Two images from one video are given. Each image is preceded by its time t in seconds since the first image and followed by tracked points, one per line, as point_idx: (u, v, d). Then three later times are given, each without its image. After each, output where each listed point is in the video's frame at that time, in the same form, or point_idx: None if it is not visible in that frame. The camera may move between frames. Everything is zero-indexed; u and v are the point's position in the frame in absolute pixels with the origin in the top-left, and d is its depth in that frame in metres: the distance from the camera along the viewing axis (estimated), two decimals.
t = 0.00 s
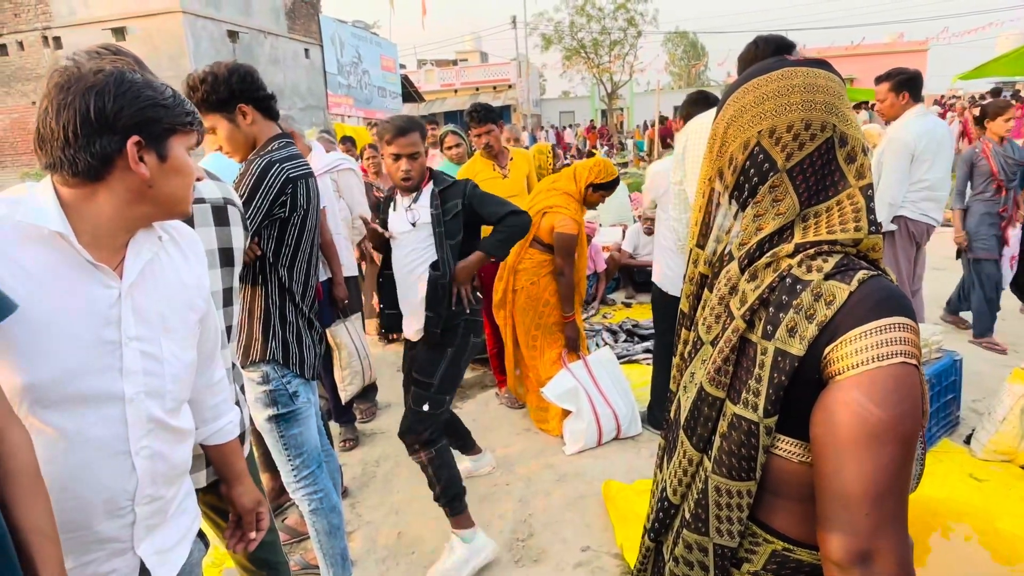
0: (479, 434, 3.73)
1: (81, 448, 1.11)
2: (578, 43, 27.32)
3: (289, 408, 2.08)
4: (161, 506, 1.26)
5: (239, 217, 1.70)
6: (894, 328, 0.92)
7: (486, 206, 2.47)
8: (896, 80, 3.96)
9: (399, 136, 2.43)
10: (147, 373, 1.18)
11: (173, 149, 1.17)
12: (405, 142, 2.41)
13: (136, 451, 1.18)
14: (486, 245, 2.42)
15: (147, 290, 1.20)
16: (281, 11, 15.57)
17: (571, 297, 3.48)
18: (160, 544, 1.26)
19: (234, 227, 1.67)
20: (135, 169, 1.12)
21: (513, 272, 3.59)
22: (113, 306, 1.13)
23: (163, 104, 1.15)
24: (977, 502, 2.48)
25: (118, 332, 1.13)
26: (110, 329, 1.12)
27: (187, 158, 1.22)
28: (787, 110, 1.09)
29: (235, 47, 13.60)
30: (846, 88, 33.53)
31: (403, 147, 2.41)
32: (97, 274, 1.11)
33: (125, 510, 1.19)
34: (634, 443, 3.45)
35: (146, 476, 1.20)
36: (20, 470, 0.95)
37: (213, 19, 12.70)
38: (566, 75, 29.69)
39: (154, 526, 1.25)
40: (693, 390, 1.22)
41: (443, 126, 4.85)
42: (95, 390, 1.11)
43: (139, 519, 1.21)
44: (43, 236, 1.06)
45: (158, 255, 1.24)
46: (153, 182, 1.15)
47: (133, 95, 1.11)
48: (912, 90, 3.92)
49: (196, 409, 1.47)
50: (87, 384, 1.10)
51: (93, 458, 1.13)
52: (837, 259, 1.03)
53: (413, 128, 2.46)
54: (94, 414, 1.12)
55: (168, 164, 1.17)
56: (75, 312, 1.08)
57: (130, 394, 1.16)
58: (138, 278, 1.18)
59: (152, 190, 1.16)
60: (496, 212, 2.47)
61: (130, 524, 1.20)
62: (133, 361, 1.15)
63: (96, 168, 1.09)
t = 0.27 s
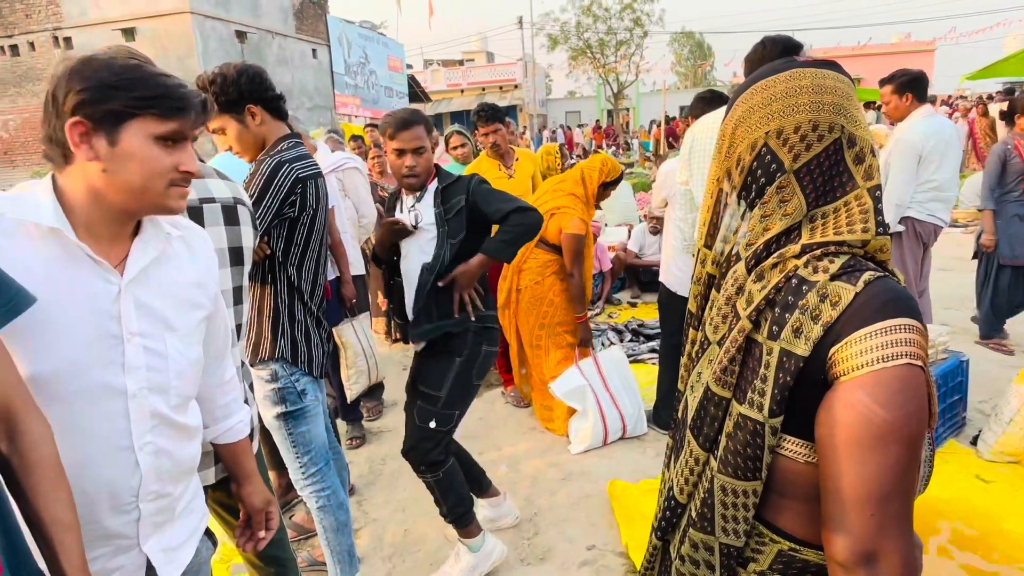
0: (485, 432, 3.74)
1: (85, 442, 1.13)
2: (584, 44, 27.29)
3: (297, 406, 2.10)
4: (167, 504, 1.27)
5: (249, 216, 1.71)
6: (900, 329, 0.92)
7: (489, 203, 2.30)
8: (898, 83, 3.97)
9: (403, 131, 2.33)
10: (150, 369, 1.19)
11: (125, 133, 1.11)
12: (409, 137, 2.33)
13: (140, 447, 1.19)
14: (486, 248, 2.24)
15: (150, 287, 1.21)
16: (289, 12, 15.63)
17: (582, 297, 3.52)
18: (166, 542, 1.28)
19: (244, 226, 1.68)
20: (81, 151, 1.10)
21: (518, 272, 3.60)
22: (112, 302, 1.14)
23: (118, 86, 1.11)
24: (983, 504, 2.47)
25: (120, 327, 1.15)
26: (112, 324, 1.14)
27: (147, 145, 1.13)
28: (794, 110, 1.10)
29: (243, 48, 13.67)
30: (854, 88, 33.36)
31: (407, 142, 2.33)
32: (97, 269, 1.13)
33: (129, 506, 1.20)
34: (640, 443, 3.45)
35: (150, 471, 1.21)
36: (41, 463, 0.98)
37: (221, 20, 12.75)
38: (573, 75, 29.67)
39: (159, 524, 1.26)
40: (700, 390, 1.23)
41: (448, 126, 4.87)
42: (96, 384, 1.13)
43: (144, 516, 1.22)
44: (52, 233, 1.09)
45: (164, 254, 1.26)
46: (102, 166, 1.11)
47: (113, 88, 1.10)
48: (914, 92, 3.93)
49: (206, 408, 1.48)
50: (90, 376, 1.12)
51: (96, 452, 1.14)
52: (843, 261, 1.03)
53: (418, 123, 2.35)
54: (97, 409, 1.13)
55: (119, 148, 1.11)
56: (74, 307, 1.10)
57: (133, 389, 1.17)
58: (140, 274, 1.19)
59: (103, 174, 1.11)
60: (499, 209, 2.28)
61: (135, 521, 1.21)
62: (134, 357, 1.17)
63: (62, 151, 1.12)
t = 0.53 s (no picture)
0: (493, 428, 3.80)
1: (85, 427, 1.13)
2: (594, 44, 27.30)
3: (310, 399, 2.16)
4: (171, 495, 1.25)
5: (264, 215, 1.76)
6: (888, 329, 0.96)
7: (510, 226, 2.18)
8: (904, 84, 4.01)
9: (417, 140, 2.20)
10: (148, 357, 1.19)
11: (75, 116, 1.11)
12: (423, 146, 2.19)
13: (138, 434, 1.18)
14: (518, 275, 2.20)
15: (150, 275, 1.21)
16: (303, 13, 15.81)
17: (598, 287, 3.46)
18: (171, 536, 1.26)
19: (258, 224, 1.73)
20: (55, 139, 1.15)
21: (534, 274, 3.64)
22: (109, 288, 1.15)
23: (76, 71, 1.12)
24: (982, 501, 2.49)
25: (118, 314, 1.15)
26: (109, 309, 1.14)
27: (90, 127, 1.10)
28: (793, 112, 1.15)
29: (259, 49, 13.85)
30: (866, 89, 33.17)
31: (421, 151, 2.19)
32: (93, 256, 1.14)
33: (129, 494, 1.19)
34: (646, 439, 3.49)
35: (150, 460, 1.20)
36: (54, 454, 1.01)
37: (238, 21, 12.94)
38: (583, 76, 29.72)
39: (163, 515, 1.25)
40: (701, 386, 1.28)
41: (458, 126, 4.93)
42: (94, 368, 1.13)
43: (144, 505, 1.21)
44: (52, 221, 1.12)
45: (171, 247, 1.26)
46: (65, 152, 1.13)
47: (73, 72, 1.12)
48: (919, 93, 3.97)
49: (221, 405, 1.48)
50: (91, 361, 1.12)
51: (96, 439, 1.14)
52: (839, 260, 1.07)
53: (434, 131, 2.22)
54: (96, 394, 1.13)
55: (72, 132, 1.11)
56: (71, 291, 1.11)
57: (129, 376, 1.16)
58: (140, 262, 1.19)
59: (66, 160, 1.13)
60: (519, 231, 2.17)
61: (135, 510, 1.20)
62: (132, 343, 1.16)
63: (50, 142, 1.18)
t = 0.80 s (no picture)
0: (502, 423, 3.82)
1: (82, 409, 1.14)
2: (609, 40, 27.15)
3: (320, 391, 2.20)
4: (172, 480, 1.25)
5: (274, 210, 1.79)
6: (874, 326, 0.96)
7: (531, 212, 2.08)
8: (920, 82, 3.99)
9: (429, 129, 2.10)
10: (143, 342, 1.19)
11: (69, 109, 1.14)
12: (435, 136, 2.10)
13: (133, 417, 1.19)
14: (526, 253, 2.05)
15: (144, 261, 1.21)
16: (320, 8, 15.91)
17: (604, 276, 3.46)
18: (174, 522, 1.26)
19: (268, 219, 1.76)
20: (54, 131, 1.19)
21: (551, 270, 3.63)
22: (102, 273, 1.16)
23: (70, 65, 1.15)
24: (994, 505, 2.45)
25: (111, 299, 1.17)
26: (101, 294, 1.16)
27: (83, 118, 1.13)
28: (795, 110, 1.15)
29: (274, 44, 13.97)
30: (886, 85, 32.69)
31: (433, 142, 2.09)
32: (87, 242, 1.16)
33: (126, 478, 1.19)
34: (654, 437, 3.50)
35: (147, 444, 1.20)
36: (56, 444, 1.04)
37: (254, 16, 13.06)
38: (599, 72, 29.61)
39: (165, 502, 1.24)
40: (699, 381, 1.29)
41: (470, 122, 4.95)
42: (90, 351, 1.15)
43: (143, 490, 1.21)
44: (50, 211, 1.15)
45: (165, 232, 1.26)
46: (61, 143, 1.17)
47: (66, 66, 1.15)
48: (936, 91, 3.95)
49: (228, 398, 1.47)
50: (89, 342, 1.14)
51: (93, 422, 1.15)
52: (832, 259, 1.08)
53: (447, 120, 2.12)
54: (93, 377, 1.15)
55: (67, 124, 1.15)
56: (68, 277, 1.14)
57: (123, 359, 1.17)
58: (133, 246, 1.20)
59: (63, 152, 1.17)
60: (541, 217, 2.07)
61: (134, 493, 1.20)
62: (126, 327, 1.17)
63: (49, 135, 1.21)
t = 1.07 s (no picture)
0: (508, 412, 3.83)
1: (69, 383, 1.17)
2: (629, 26, 26.78)
3: (321, 375, 2.22)
4: (163, 455, 1.27)
5: (272, 193, 1.80)
6: (848, 310, 0.94)
7: (535, 213, 2.03)
8: (941, 71, 3.89)
9: (426, 119, 2.06)
10: (126, 318, 1.21)
11: (66, 91, 1.13)
12: (432, 125, 2.06)
13: (121, 392, 1.21)
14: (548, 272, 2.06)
15: (125, 237, 1.22)
16: None
17: (615, 256, 3.42)
18: (169, 498, 1.28)
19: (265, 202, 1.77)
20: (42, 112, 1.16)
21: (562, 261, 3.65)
22: (81, 249, 1.17)
23: (64, 46, 1.14)
24: (1011, 505, 2.39)
25: (92, 274, 1.18)
26: (80, 270, 1.17)
27: (83, 100, 1.13)
28: (786, 96, 1.13)
29: (288, 28, 13.97)
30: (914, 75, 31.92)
31: (429, 133, 2.06)
32: (67, 221, 1.17)
33: (116, 453, 1.22)
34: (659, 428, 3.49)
35: (136, 417, 1.23)
36: (45, 420, 1.08)
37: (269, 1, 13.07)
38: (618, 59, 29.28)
39: (160, 477, 1.27)
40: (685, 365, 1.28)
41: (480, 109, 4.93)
42: (74, 326, 1.17)
43: (133, 464, 1.23)
44: (28, 189, 1.17)
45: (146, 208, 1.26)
46: (55, 125, 1.16)
47: (60, 47, 1.14)
48: (957, 80, 3.85)
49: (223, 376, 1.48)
50: (72, 318, 1.16)
51: (80, 397, 1.18)
52: (813, 244, 1.05)
53: (444, 109, 2.09)
54: (79, 351, 1.17)
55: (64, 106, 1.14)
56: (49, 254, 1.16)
57: (107, 334, 1.19)
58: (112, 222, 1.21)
59: (58, 134, 1.16)
60: (546, 217, 2.02)
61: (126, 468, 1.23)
62: (108, 303, 1.19)
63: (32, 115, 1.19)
